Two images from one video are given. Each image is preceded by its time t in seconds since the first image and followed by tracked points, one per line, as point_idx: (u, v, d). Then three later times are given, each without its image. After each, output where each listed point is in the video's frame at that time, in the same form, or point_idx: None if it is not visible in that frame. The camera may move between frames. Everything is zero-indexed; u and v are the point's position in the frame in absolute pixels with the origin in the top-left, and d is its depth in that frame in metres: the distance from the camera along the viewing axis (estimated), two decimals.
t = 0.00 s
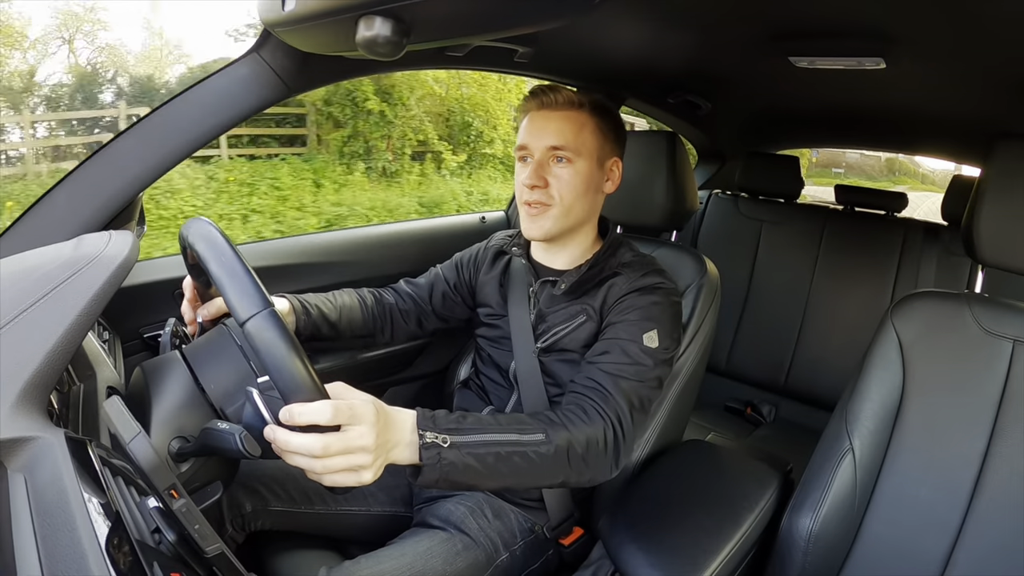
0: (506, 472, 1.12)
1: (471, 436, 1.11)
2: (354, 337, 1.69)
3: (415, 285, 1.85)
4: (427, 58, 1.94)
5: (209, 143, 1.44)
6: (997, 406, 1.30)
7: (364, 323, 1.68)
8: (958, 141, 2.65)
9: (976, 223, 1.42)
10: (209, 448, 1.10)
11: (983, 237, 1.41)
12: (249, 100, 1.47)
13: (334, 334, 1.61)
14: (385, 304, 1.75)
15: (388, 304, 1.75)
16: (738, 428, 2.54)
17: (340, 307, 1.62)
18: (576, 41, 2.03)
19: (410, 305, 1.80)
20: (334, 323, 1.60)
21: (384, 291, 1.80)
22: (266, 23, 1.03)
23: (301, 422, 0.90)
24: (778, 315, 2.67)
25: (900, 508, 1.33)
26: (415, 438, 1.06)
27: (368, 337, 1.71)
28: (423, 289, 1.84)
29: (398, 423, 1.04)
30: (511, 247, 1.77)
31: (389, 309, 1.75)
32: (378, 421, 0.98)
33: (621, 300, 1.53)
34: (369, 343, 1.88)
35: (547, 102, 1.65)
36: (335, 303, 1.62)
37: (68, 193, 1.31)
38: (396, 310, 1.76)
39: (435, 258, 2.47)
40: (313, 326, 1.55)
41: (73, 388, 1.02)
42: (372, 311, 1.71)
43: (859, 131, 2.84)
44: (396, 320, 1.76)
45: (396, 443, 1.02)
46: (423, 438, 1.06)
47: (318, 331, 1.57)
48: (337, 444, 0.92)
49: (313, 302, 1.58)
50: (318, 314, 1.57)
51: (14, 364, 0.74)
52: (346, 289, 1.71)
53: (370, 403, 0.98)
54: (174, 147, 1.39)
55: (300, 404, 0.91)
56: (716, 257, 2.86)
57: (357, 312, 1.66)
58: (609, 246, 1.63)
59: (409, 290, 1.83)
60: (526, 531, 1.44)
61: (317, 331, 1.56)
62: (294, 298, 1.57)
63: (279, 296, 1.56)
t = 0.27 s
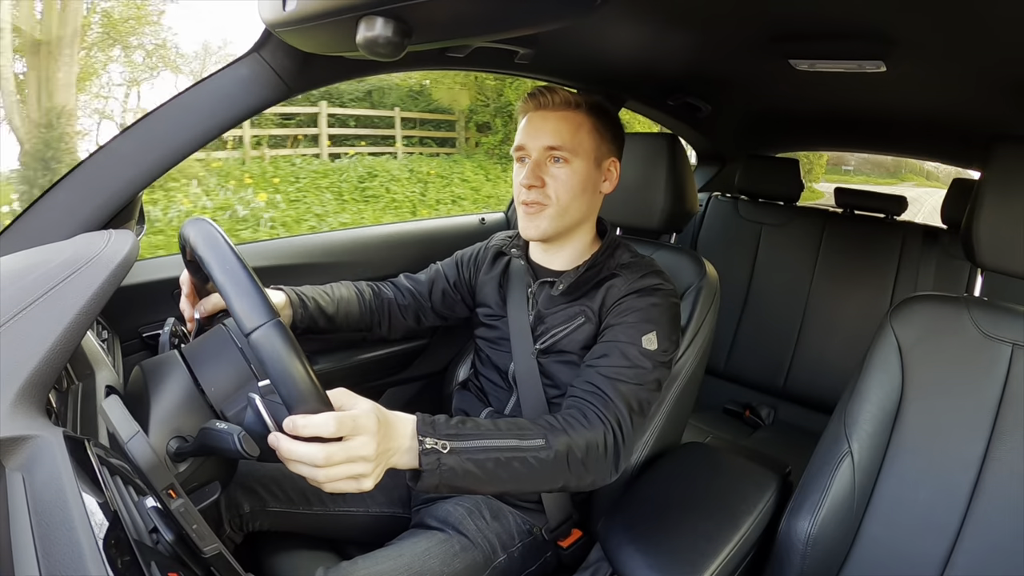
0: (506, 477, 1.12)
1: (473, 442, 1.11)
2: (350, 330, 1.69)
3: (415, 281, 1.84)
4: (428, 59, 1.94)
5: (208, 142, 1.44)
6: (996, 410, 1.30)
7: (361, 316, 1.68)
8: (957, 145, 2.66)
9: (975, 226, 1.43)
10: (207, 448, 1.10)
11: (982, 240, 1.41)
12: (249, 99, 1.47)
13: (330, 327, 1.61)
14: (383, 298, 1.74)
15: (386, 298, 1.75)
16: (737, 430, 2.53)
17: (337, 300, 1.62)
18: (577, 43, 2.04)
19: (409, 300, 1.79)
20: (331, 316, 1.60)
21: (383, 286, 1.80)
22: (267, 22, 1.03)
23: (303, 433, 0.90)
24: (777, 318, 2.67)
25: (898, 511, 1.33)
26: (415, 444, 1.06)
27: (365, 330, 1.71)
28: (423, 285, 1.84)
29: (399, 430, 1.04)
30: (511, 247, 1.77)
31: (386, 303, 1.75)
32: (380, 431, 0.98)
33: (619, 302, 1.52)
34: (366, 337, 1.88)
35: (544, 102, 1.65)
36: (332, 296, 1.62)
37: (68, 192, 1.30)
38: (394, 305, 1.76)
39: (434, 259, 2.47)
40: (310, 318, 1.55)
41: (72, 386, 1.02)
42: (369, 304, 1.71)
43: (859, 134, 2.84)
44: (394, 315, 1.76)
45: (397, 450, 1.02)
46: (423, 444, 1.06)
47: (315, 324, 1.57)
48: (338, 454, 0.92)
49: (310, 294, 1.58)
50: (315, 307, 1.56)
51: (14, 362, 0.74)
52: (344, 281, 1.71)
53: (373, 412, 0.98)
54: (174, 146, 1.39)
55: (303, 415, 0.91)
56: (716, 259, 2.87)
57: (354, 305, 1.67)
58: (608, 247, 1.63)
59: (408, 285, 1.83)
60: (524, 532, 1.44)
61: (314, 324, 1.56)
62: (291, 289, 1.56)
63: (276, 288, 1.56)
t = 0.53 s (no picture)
0: (505, 482, 1.11)
1: (473, 446, 1.11)
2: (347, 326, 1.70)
3: (414, 279, 1.84)
4: (426, 63, 1.94)
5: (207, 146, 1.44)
6: (994, 411, 1.30)
7: (358, 313, 1.69)
8: (955, 147, 2.66)
9: (973, 228, 1.43)
10: (205, 454, 1.09)
11: (981, 242, 1.42)
12: (248, 103, 1.47)
13: (327, 324, 1.61)
14: (380, 295, 1.74)
15: (384, 296, 1.75)
16: (736, 433, 2.53)
17: (334, 297, 1.62)
18: (575, 46, 2.04)
19: (407, 298, 1.79)
20: (327, 313, 1.60)
21: (381, 283, 1.79)
22: (266, 27, 1.03)
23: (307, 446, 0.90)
24: (775, 320, 2.67)
25: (898, 513, 1.32)
26: (416, 446, 1.06)
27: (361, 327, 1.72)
28: (421, 284, 1.83)
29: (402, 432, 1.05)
30: (510, 251, 1.78)
31: (384, 300, 1.75)
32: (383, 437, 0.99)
33: (617, 306, 1.53)
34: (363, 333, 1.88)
35: (545, 107, 1.65)
36: (329, 292, 1.62)
37: (68, 196, 1.30)
38: (392, 303, 1.76)
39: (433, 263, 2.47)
40: (306, 315, 1.56)
41: (70, 391, 1.01)
42: (367, 302, 1.71)
43: (856, 137, 2.85)
44: (391, 311, 1.76)
45: (400, 453, 1.03)
46: (424, 447, 1.06)
47: (311, 321, 1.57)
48: (346, 461, 0.93)
49: (307, 291, 1.58)
50: (311, 304, 1.57)
51: (13, 364, 0.74)
52: (342, 278, 1.71)
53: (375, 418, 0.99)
54: (172, 150, 1.39)
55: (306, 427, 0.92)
56: (714, 262, 2.87)
57: (352, 302, 1.67)
58: (606, 251, 1.63)
59: (407, 283, 1.82)
60: (523, 536, 1.44)
61: (310, 321, 1.57)
62: (287, 286, 1.57)
63: (273, 284, 1.56)
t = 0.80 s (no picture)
0: (528, 451, 1.12)
1: (503, 407, 1.15)
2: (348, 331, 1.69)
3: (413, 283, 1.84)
4: (424, 63, 1.94)
5: (205, 149, 1.44)
6: (995, 407, 1.30)
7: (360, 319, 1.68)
8: (954, 143, 2.66)
9: (973, 224, 1.43)
10: (205, 456, 1.09)
11: (981, 238, 1.42)
12: (247, 104, 1.47)
13: (328, 329, 1.61)
14: (381, 299, 1.74)
15: (384, 299, 1.74)
16: (737, 431, 2.53)
17: (335, 302, 1.62)
18: (573, 45, 2.04)
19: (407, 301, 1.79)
20: (329, 317, 1.60)
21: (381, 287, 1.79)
22: (264, 28, 1.02)
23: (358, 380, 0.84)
24: (775, 318, 2.67)
25: (898, 509, 1.33)
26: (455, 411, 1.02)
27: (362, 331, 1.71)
28: (421, 287, 1.84)
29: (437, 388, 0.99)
30: (510, 251, 1.78)
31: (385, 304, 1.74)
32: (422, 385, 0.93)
33: (620, 305, 1.53)
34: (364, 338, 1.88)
35: (544, 108, 1.65)
36: (330, 298, 1.62)
37: (67, 199, 1.30)
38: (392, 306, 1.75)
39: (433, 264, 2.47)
40: (307, 320, 1.56)
41: (70, 394, 1.01)
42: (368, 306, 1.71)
43: (855, 134, 2.85)
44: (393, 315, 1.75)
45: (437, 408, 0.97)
46: (455, 390, 1.10)
47: (312, 326, 1.57)
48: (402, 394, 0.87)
49: (308, 296, 1.58)
50: (312, 309, 1.57)
51: (13, 368, 0.74)
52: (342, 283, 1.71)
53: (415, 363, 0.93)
54: (171, 153, 1.39)
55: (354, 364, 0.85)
56: (714, 260, 2.87)
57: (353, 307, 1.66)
58: (607, 251, 1.63)
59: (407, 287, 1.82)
60: (524, 535, 1.44)
61: (311, 326, 1.56)
62: (288, 291, 1.57)
63: (273, 290, 1.56)
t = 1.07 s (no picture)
0: (583, 453, 1.02)
1: (576, 402, 1.02)
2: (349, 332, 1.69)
3: (413, 282, 1.85)
4: (424, 63, 1.94)
5: (206, 150, 1.44)
6: (996, 404, 1.30)
7: (361, 320, 1.68)
8: (953, 141, 2.66)
9: (972, 221, 1.43)
10: (206, 457, 1.09)
11: (981, 236, 1.42)
12: (247, 105, 1.47)
13: (329, 329, 1.61)
14: (381, 300, 1.74)
15: (385, 300, 1.74)
16: (738, 429, 2.54)
17: (336, 303, 1.62)
18: (573, 44, 2.04)
19: (407, 301, 1.79)
20: (330, 318, 1.60)
21: (381, 287, 1.79)
22: (263, 28, 1.03)
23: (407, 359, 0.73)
24: (776, 316, 2.67)
25: (900, 507, 1.32)
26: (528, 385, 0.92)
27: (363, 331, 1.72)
28: (421, 286, 1.84)
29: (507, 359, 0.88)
30: (510, 250, 1.78)
31: (385, 305, 1.74)
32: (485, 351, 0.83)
33: (622, 303, 1.53)
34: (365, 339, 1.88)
35: (541, 106, 1.65)
36: (331, 298, 1.62)
37: (68, 200, 1.30)
38: (392, 306, 1.75)
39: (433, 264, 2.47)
40: (308, 321, 1.56)
41: (72, 396, 1.01)
42: (369, 307, 1.71)
43: (855, 132, 2.85)
44: (394, 316, 1.75)
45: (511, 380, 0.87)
46: (541, 384, 0.95)
47: (313, 327, 1.57)
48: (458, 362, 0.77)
49: (308, 296, 1.58)
50: (313, 310, 1.57)
51: (14, 371, 0.74)
52: (342, 284, 1.71)
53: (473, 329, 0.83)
54: (172, 154, 1.39)
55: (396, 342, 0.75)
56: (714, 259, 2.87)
57: (353, 307, 1.66)
58: (609, 249, 1.63)
59: (407, 287, 1.82)
60: (526, 534, 1.44)
61: (312, 327, 1.57)
62: (288, 293, 1.57)
63: (274, 291, 1.56)
